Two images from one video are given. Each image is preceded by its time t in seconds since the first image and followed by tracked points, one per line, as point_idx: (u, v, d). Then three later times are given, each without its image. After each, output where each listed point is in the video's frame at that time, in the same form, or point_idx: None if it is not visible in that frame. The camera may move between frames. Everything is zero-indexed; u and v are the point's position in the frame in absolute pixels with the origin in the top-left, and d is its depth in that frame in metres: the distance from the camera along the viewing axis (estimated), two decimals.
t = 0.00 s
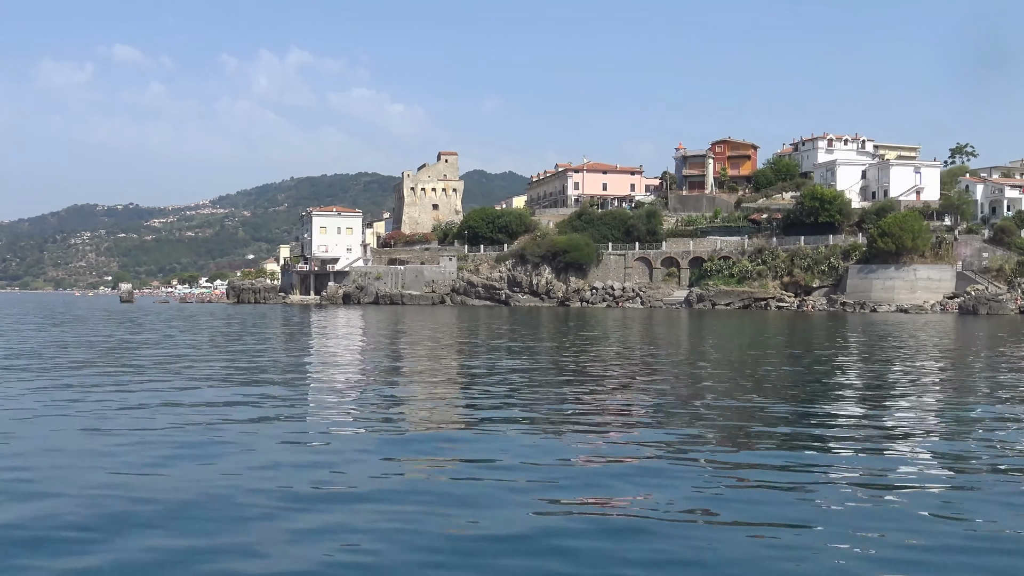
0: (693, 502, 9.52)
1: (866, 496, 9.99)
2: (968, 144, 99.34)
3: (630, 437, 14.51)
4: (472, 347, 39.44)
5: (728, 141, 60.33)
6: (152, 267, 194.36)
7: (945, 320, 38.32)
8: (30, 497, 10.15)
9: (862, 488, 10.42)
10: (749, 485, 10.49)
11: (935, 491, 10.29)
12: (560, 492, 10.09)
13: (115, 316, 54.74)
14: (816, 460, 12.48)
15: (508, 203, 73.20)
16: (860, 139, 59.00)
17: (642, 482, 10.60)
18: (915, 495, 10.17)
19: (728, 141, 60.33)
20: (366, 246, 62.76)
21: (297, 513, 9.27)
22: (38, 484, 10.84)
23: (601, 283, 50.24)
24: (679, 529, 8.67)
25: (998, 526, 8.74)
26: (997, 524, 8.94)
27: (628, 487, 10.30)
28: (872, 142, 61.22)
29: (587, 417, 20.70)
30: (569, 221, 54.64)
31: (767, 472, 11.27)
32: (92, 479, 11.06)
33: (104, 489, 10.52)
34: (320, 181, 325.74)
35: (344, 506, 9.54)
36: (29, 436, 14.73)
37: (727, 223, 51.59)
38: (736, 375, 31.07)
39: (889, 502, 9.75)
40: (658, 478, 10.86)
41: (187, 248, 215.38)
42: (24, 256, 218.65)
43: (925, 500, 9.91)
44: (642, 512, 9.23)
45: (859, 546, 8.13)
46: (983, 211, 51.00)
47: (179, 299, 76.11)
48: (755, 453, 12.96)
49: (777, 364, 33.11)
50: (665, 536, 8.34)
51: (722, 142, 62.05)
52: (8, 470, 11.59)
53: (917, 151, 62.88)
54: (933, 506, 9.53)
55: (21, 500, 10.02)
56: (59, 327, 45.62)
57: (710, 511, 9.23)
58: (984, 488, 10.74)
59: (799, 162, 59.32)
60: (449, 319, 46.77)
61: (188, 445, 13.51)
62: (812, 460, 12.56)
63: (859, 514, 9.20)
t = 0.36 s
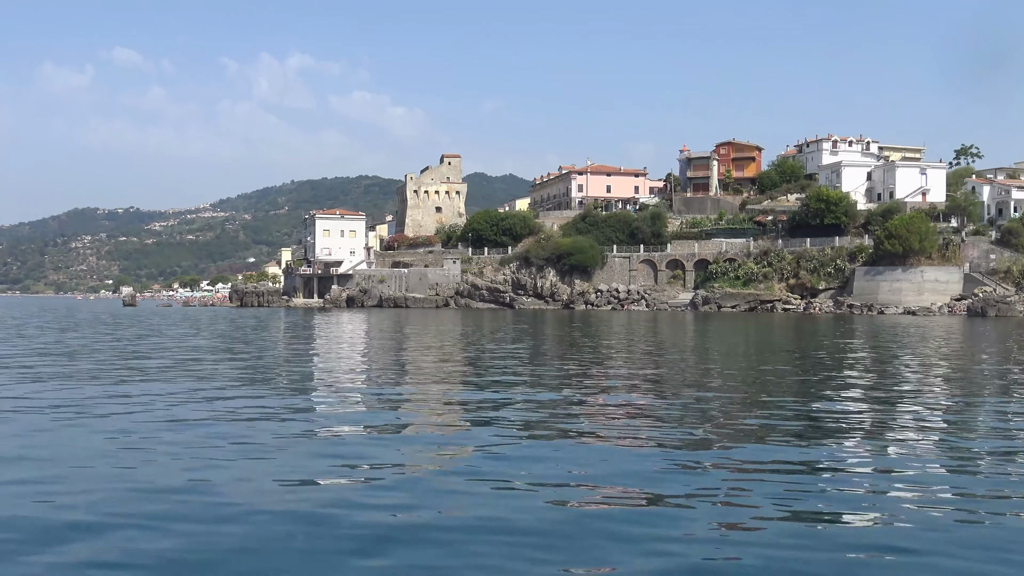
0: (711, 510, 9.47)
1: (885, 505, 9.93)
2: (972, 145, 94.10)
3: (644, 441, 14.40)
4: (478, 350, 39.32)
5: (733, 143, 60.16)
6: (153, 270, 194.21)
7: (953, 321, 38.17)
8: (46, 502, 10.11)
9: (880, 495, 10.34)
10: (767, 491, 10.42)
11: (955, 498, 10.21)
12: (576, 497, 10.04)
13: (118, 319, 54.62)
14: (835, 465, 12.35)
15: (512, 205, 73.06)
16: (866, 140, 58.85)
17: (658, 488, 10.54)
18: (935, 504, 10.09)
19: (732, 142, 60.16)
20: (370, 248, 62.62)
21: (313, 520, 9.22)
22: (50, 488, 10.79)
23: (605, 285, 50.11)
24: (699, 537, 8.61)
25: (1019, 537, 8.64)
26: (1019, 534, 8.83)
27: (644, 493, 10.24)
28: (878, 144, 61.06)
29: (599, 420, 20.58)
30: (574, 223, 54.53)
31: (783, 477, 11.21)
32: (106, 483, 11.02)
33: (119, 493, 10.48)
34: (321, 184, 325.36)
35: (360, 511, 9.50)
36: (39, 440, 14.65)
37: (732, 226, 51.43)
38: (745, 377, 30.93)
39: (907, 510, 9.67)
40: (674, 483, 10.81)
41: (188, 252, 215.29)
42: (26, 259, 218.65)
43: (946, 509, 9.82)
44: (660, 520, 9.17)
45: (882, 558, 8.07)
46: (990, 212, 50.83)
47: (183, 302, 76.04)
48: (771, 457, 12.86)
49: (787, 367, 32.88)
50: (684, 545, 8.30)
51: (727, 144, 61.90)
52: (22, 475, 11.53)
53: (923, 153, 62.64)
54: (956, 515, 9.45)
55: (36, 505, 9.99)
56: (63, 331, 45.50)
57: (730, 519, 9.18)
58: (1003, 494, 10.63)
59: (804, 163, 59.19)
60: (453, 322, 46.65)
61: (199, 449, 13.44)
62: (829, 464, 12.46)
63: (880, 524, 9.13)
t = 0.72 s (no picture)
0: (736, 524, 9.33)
1: (910, 516, 9.80)
2: (979, 152, 95.22)
3: (660, 450, 14.26)
4: (483, 356, 39.12)
5: (739, 150, 59.98)
6: (155, 274, 194.14)
7: (961, 329, 37.96)
8: (60, 515, 10.00)
9: (906, 508, 10.17)
10: (790, 504, 10.30)
11: (984, 512, 10.04)
12: (598, 509, 9.92)
13: (122, 323, 54.49)
14: (856, 476, 12.20)
15: (517, 211, 72.90)
16: (872, 147, 58.70)
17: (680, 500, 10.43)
18: (962, 516, 9.96)
19: (739, 149, 59.99)
20: (374, 253, 62.49)
21: (332, 532, 9.11)
22: (66, 500, 10.68)
23: (611, 291, 49.91)
24: (725, 552, 8.49)
25: None
26: None
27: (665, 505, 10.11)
28: (884, 151, 60.90)
29: (610, 427, 20.36)
30: (579, 229, 54.37)
31: (806, 490, 11.03)
32: (121, 495, 10.91)
33: (134, 505, 10.36)
34: (323, 188, 325.34)
35: (381, 524, 9.37)
36: (49, 448, 14.52)
37: (738, 232, 51.28)
38: (754, 386, 30.71)
39: (937, 524, 9.51)
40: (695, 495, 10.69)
41: (190, 256, 215.26)
42: (28, 262, 218.69)
43: (973, 520, 9.69)
44: (686, 535, 9.00)
45: (910, 572, 7.95)
46: (998, 220, 50.63)
47: (186, 306, 75.82)
48: (791, 468, 12.73)
49: (796, 375, 32.66)
50: (711, 559, 8.19)
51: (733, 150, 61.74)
52: (35, 486, 11.41)
53: (930, 160, 62.46)
54: (983, 527, 9.32)
55: (50, 518, 9.86)
56: (67, 334, 45.38)
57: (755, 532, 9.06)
58: None
59: (810, 170, 59.05)
60: (458, 328, 46.45)
61: (211, 458, 13.32)
62: (849, 476, 12.32)
63: (908, 537, 8.99)
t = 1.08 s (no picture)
0: (767, 537, 9.17)
1: (945, 528, 9.63)
2: (992, 153, 94.80)
3: (683, 458, 14.08)
4: (495, 363, 38.95)
5: (749, 153, 59.80)
6: (163, 281, 194.42)
7: (977, 333, 37.67)
8: (82, 533, 9.89)
9: (940, 520, 9.98)
10: (821, 516, 10.13)
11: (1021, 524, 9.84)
12: (626, 523, 9.76)
13: (132, 332, 54.49)
14: (885, 485, 12.01)
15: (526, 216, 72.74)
16: (882, 149, 58.48)
17: (707, 511, 10.28)
18: (996, 528, 9.77)
19: (749, 152, 59.80)
20: (383, 260, 62.42)
21: (359, 549, 8.99)
22: (87, 517, 10.58)
23: (622, 296, 49.72)
24: (758, 568, 8.33)
25: None
26: None
27: (694, 518, 9.96)
28: (894, 153, 60.65)
29: (630, 433, 20.19)
30: (589, 234, 54.22)
31: (837, 500, 10.85)
32: (141, 510, 10.80)
33: (155, 522, 10.25)
34: (329, 195, 325.79)
35: (406, 541, 9.24)
36: (66, 461, 14.44)
37: (749, 236, 51.06)
38: (770, 390, 30.50)
39: (974, 537, 9.31)
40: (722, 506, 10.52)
41: (197, 264, 215.49)
42: (35, 271, 219.13)
43: (1009, 532, 9.49)
44: (720, 550, 8.85)
45: None
46: (1011, 222, 50.31)
47: (194, 314, 75.81)
48: (818, 477, 12.54)
49: (812, 379, 32.40)
50: None
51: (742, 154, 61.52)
52: (54, 502, 11.32)
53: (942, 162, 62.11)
54: (1020, 539, 9.12)
55: (73, 536, 9.77)
56: (79, 344, 45.39)
57: (788, 548, 8.90)
58: None
59: (820, 173, 58.85)
60: (468, 334, 46.27)
61: (229, 470, 13.20)
62: (877, 483, 12.15)
63: (943, 551, 8.81)
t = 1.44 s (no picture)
0: (794, 544, 9.04)
1: (975, 534, 9.48)
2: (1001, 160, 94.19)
3: (701, 464, 13.88)
4: (502, 368, 38.78)
5: (756, 158, 59.64)
6: (166, 287, 194.36)
7: (987, 339, 37.43)
8: (96, 531, 9.75)
9: (970, 527, 9.81)
10: (847, 523, 9.96)
11: None
12: (651, 527, 9.59)
13: (138, 336, 54.38)
14: (908, 492, 11.86)
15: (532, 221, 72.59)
16: (891, 155, 58.31)
17: (733, 518, 10.10)
18: None
19: (756, 157, 59.65)
20: (389, 265, 62.32)
21: (381, 550, 8.86)
22: (101, 513, 10.43)
23: (629, 302, 49.53)
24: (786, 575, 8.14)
25: None
26: None
27: (719, 523, 9.81)
28: (903, 159, 60.45)
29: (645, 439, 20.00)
30: (596, 239, 54.08)
31: (863, 507, 10.69)
32: (155, 508, 10.65)
33: (169, 519, 10.10)
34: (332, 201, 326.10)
35: (427, 543, 9.09)
36: (78, 462, 14.30)
37: (757, 242, 50.89)
38: (781, 397, 30.27)
39: (1007, 543, 9.14)
40: (746, 512, 10.36)
41: (201, 269, 215.45)
42: (39, 276, 219.20)
43: None
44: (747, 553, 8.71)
45: None
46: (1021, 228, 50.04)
47: (200, 319, 75.68)
48: (839, 484, 12.35)
49: (823, 386, 32.20)
50: None
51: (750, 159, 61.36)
52: (67, 501, 11.14)
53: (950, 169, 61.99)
54: None
55: (89, 533, 9.64)
56: (86, 348, 45.28)
57: (816, 557, 8.74)
58: None
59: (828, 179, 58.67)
60: (475, 339, 46.09)
61: (242, 472, 13.03)
62: (901, 489, 11.99)
63: (975, 557, 8.66)
